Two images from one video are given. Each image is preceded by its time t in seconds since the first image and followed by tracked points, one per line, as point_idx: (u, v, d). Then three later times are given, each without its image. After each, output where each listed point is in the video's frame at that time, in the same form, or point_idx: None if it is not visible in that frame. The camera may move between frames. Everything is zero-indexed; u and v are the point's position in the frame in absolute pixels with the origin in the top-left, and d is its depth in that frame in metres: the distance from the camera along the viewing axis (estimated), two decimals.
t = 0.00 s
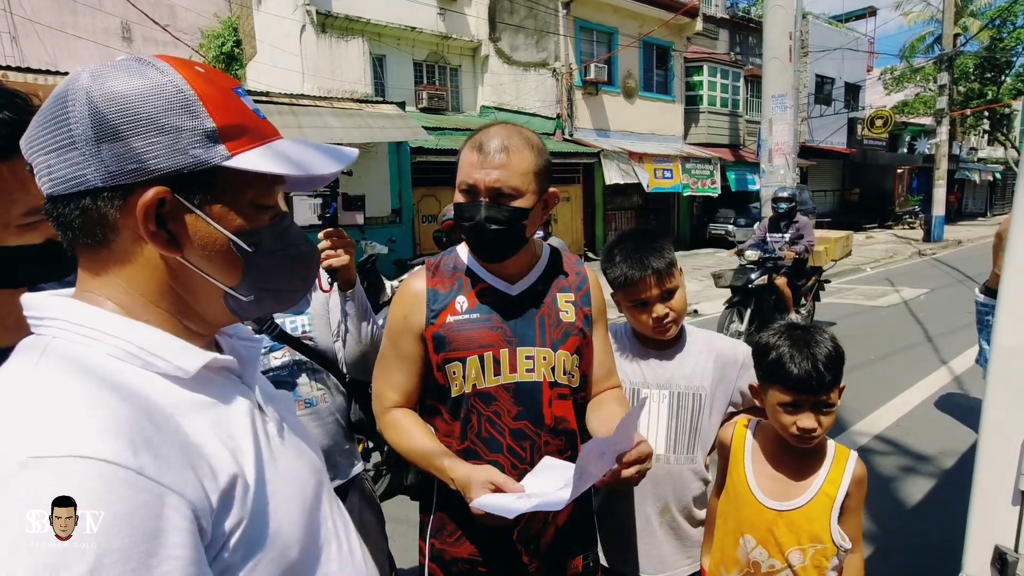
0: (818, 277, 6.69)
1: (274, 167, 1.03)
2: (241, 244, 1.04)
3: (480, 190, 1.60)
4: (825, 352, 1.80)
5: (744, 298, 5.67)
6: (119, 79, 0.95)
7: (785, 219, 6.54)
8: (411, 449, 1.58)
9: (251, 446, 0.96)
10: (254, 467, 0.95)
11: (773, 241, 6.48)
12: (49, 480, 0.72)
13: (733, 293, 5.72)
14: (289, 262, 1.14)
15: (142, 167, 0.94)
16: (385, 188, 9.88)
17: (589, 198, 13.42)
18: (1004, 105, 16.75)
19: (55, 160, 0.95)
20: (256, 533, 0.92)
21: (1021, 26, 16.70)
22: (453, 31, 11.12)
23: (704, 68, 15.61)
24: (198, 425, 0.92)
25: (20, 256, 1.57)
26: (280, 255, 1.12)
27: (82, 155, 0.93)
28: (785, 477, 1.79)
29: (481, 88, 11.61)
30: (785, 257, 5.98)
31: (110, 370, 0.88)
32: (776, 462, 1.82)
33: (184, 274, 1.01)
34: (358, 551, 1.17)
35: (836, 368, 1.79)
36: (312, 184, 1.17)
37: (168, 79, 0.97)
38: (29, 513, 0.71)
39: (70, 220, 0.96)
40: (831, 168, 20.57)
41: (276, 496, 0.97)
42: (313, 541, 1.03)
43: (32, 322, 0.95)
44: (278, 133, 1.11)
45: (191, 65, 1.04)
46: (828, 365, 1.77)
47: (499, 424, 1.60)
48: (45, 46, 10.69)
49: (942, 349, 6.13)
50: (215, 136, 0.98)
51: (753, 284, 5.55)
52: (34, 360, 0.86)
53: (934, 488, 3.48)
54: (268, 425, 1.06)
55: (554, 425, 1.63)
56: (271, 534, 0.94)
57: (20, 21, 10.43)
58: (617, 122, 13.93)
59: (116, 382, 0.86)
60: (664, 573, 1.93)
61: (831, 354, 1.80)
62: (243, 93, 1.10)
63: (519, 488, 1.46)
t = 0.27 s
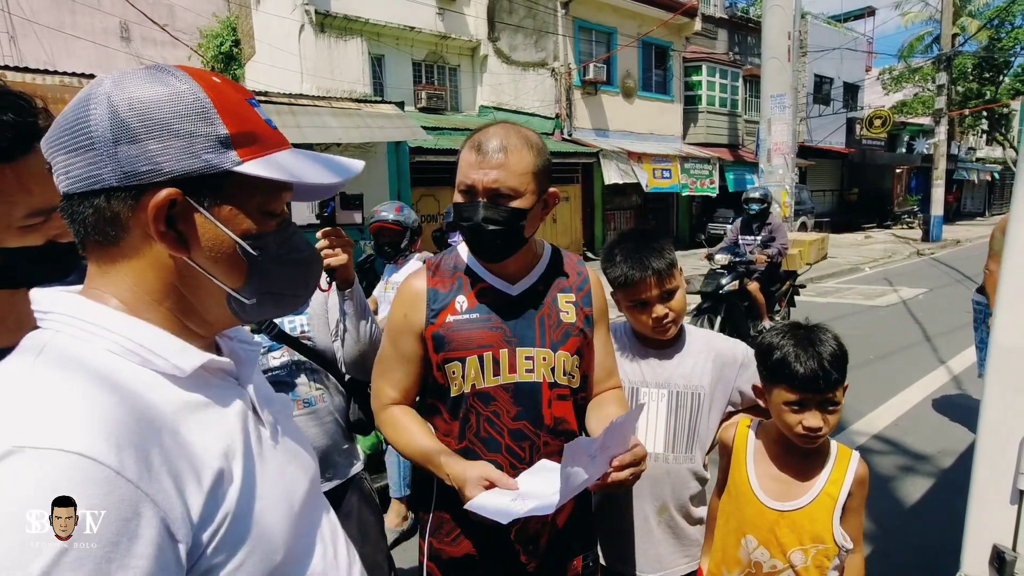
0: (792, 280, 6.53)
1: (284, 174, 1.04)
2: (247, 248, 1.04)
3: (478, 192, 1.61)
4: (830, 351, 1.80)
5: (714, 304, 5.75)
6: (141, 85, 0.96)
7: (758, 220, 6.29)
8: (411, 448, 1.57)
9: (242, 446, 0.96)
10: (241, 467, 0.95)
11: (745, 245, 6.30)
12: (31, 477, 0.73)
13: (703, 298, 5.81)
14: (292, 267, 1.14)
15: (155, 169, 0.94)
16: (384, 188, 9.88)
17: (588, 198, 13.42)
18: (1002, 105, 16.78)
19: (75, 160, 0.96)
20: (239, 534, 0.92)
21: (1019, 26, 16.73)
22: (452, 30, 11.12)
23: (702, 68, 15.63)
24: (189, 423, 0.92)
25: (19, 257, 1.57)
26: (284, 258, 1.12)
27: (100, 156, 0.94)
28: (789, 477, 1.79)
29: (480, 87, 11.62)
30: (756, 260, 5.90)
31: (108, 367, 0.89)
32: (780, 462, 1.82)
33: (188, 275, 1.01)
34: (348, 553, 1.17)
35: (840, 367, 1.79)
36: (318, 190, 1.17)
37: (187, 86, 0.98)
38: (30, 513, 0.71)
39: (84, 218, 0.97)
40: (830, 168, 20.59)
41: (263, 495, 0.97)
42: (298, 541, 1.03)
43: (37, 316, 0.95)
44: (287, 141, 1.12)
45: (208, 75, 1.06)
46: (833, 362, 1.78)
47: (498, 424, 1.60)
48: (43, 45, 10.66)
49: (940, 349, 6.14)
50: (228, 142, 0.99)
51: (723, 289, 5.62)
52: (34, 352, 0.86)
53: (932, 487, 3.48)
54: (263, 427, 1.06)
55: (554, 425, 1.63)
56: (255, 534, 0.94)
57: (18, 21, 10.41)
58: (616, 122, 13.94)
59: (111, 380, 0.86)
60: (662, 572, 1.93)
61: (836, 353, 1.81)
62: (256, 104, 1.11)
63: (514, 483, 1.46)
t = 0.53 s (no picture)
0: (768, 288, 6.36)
1: (287, 184, 1.05)
2: (245, 256, 1.04)
3: (477, 197, 1.61)
4: (834, 350, 1.79)
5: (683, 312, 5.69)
6: (156, 94, 0.98)
7: (728, 222, 6.35)
8: (411, 447, 1.57)
9: (220, 440, 0.96)
10: (217, 460, 0.94)
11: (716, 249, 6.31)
12: None
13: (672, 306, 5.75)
14: (292, 273, 1.14)
15: (162, 174, 0.95)
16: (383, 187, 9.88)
17: (588, 198, 13.41)
18: (1002, 105, 16.78)
19: (85, 161, 0.96)
20: (212, 527, 0.91)
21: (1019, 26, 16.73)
22: (452, 30, 11.12)
23: (702, 68, 15.64)
24: (164, 415, 0.91)
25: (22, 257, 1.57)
26: (283, 264, 1.12)
27: (109, 159, 0.94)
28: (792, 477, 1.79)
29: (480, 87, 11.62)
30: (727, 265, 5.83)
31: (90, 364, 0.88)
32: (784, 462, 1.82)
33: (187, 277, 1.01)
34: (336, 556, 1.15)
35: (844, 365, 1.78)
36: (322, 203, 1.16)
37: (201, 98, 1.00)
38: (29, 513, 0.72)
39: (87, 218, 0.97)
40: (830, 167, 20.58)
41: (240, 490, 0.96)
42: (277, 539, 1.01)
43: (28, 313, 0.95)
44: (294, 154, 1.13)
45: (222, 88, 1.07)
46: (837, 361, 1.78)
47: (499, 424, 1.60)
48: (43, 45, 10.64)
49: (939, 349, 6.14)
50: (236, 153, 1.00)
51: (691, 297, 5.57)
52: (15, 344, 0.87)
53: (931, 487, 3.48)
54: (249, 423, 1.05)
55: (555, 425, 1.63)
56: (230, 530, 0.92)
57: (18, 21, 10.38)
58: (616, 121, 13.93)
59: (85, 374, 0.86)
60: (661, 570, 1.93)
61: (839, 353, 1.81)
62: (267, 118, 1.13)
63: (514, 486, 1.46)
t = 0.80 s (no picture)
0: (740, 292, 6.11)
1: (287, 185, 1.06)
2: (244, 255, 1.04)
3: (476, 197, 1.61)
4: (836, 350, 1.79)
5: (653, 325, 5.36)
6: (158, 94, 0.98)
7: (700, 223, 5.91)
8: (413, 445, 1.57)
9: (217, 432, 0.96)
10: (213, 450, 0.94)
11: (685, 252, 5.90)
12: None
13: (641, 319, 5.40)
14: (289, 272, 1.14)
15: (165, 174, 0.95)
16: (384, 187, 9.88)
17: (589, 197, 13.41)
18: (1003, 105, 16.75)
19: (88, 160, 0.96)
20: (211, 515, 0.91)
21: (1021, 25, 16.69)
22: (452, 30, 11.12)
23: (703, 67, 15.62)
24: (159, 407, 0.91)
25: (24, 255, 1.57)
26: (281, 264, 1.12)
27: (112, 159, 0.94)
28: (796, 477, 1.79)
29: (480, 87, 11.61)
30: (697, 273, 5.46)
31: (84, 358, 0.88)
32: (786, 462, 1.82)
33: (185, 277, 1.01)
34: (335, 548, 1.15)
35: (846, 365, 1.77)
36: (321, 203, 1.15)
37: (203, 99, 1.00)
38: (29, 514, 0.73)
39: (87, 216, 0.97)
40: (830, 167, 20.56)
41: (237, 479, 0.96)
42: (279, 527, 1.02)
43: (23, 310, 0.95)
44: (293, 157, 1.13)
45: (222, 91, 1.08)
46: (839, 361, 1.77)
47: (500, 424, 1.60)
48: (44, 44, 10.64)
49: (941, 348, 6.13)
50: (236, 154, 1.00)
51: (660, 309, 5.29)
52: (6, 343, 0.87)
53: (932, 487, 3.47)
54: (245, 413, 1.05)
55: (555, 425, 1.63)
56: (230, 518, 0.93)
57: (18, 21, 10.38)
58: (616, 121, 13.93)
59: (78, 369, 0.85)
60: (661, 567, 1.93)
61: (841, 351, 1.81)
62: (266, 121, 1.13)
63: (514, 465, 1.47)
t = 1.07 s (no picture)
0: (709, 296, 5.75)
1: (287, 186, 1.06)
2: (246, 253, 1.04)
3: (482, 204, 1.60)
4: (821, 359, 1.78)
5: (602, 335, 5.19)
6: (162, 96, 0.98)
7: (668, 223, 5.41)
8: (412, 447, 1.57)
9: (222, 427, 0.96)
10: (219, 445, 0.94)
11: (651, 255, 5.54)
12: (5, 448, 0.71)
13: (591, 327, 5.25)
14: (289, 270, 1.14)
15: (169, 174, 0.95)
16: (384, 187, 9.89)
17: (589, 197, 13.40)
18: (1004, 104, 16.72)
19: (91, 162, 0.96)
20: (219, 512, 0.90)
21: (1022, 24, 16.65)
22: (453, 29, 11.12)
23: (704, 67, 15.60)
24: (163, 402, 0.91)
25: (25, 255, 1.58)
26: (281, 263, 1.12)
27: (116, 159, 0.94)
28: (795, 479, 1.79)
29: (480, 86, 11.61)
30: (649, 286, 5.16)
31: (88, 354, 0.88)
32: (784, 463, 1.82)
33: (188, 276, 1.01)
34: (337, 546, 1.15)
35: (822, 375, 1.76)
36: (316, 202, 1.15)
37: (205, 102, 1.01)
38: (29, 514, 0.71)
39: (92, 217, 0.96)
40: (831, 167, 20.56)
41: (243, 475, 0.95)
42: (284, 522, 1.01)
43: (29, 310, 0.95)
44: (293, 158, 1.14)
45: (224, 94, 1.08)
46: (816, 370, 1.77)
47: (497, 424, 1.60)
48: (44, 44, 10.62)
49: (941, 348, 6.13)
50: (238, 154, 1.01)
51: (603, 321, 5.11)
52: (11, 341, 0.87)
53: (933, 487, 3.47)
54: (250, 411, 1.05)
55: (554, 425, 1.63)
56: (237, 511, 0.93)
57: (19, 20, 10.36)
58: (617, 120, 13.92)
59: (82, 365, 0.85)
60: (662, 568, 1.93)
61: (836, 360, 1.80)
62: (267, 123, 1.13)
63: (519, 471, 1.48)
